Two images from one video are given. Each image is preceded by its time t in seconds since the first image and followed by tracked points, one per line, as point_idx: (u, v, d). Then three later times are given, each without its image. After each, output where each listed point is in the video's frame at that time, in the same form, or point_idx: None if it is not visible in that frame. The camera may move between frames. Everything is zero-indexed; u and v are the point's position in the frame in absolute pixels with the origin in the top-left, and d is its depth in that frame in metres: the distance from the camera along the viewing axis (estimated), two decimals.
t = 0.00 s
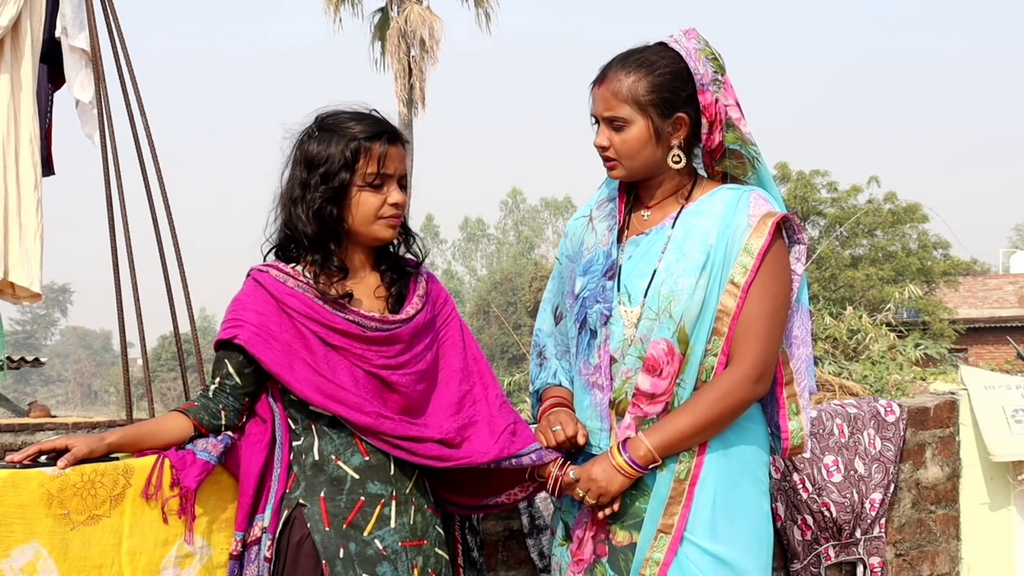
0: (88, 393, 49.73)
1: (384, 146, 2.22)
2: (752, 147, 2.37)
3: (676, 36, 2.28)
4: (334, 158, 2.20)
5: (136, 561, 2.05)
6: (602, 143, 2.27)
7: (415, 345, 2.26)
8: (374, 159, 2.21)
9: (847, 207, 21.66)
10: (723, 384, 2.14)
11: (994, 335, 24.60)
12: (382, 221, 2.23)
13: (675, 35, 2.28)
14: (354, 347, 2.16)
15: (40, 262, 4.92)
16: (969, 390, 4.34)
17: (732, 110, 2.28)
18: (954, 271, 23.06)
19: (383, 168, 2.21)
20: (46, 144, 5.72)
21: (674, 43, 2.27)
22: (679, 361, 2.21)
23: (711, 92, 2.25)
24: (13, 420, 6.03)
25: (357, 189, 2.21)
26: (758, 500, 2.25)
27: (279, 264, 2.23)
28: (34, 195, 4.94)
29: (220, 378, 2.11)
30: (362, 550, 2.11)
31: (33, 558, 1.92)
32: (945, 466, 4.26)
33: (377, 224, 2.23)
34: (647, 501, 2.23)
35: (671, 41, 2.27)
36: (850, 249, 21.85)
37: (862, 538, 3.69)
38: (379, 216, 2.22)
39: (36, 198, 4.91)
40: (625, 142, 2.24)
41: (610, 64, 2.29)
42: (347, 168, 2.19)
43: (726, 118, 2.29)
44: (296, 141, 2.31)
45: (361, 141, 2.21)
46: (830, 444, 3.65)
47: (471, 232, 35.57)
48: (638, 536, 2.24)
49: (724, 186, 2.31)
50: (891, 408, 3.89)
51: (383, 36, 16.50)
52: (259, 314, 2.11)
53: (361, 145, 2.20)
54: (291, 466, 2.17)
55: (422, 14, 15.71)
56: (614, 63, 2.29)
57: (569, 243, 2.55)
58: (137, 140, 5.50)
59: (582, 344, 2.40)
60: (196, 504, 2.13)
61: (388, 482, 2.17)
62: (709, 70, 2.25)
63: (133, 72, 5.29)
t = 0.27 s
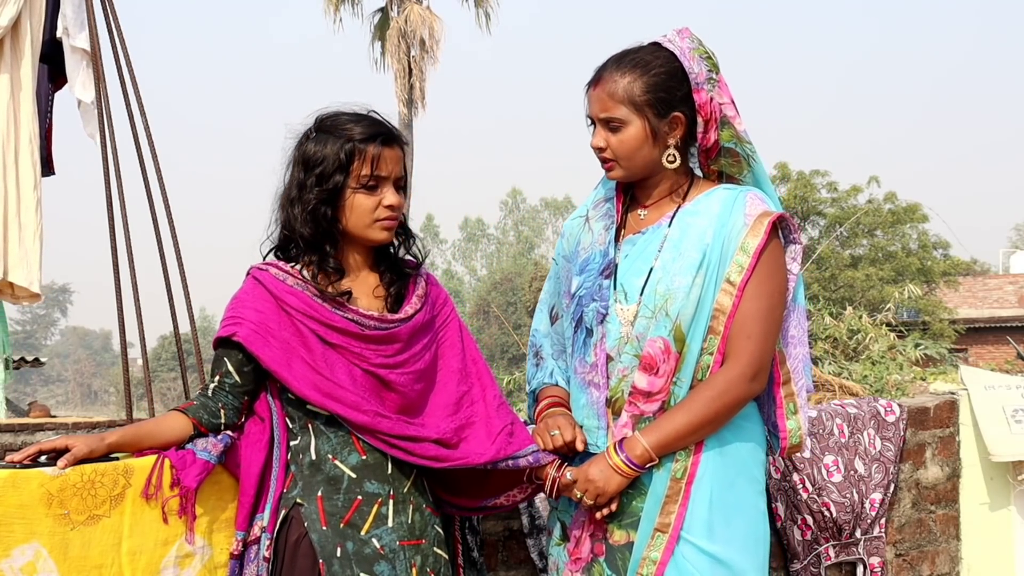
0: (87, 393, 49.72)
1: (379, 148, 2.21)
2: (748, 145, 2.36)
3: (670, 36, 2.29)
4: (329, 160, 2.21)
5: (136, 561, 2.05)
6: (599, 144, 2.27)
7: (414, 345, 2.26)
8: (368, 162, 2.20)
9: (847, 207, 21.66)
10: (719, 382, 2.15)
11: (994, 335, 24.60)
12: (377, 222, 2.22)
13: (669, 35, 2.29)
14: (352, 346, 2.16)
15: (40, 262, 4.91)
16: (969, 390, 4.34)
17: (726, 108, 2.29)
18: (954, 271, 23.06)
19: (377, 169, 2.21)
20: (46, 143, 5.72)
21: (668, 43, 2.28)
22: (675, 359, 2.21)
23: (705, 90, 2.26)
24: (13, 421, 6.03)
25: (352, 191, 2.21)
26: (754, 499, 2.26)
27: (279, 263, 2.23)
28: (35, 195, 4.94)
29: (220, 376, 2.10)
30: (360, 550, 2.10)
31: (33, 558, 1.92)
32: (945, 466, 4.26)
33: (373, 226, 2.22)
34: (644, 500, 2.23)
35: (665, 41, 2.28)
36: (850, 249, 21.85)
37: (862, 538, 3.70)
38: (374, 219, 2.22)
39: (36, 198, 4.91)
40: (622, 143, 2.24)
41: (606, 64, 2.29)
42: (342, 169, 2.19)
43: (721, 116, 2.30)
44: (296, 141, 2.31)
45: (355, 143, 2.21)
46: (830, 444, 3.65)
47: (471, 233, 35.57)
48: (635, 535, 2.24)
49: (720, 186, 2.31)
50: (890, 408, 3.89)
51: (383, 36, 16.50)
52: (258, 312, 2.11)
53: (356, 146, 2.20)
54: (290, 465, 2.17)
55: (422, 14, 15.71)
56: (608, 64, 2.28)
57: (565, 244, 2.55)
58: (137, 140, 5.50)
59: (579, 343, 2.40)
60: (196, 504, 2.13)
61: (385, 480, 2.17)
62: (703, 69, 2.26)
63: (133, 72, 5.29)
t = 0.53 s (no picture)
0: (88, 393, 49.74)
1: (369, 150, 2.21)
2: (744, 146, 2.36)
3: (666, 37, 2.29)
4: (321, 162, 2.22)
5: (136, 561, 2.05)
6: (595, 146, 2.27)
7: (414, 345, 2.26)
8: (359, 163, 2.20)
9: (847, 207, 21.66)
10: (717, 382, 2.15)
11: (994, 335, 24.60)
12: (370, 224, 2.23)
13: (665, 36, 2.29)
14: (352, 345, 2.16)
15: (41, 261, 4.91)
16: (969, 390, 4.34)
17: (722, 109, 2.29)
18: (954, 271, 23.06)
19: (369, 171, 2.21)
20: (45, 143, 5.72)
21: (663, 44, 2.28)
22: (673, 359, 2.21)
23: (701, 91, 2.26)
24: (14, 420, 6.03)
25: (344, 195, 2.22)
26: (752, 498, 2.26)
27: (279, 263, 2.23)
28: (35, 195, 4.93)
29: (220, 375, 2.10)
30: (359, 549, 2.10)
31: (33, 558, 1.92)
32: (945, 466, 4.26)
33: (366, 228, 2.23)
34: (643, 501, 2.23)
35: (661, 42, 2.28)
36: (850, 249, 21.85)
37: (862, 538, 3.70)
38: (367, 220, 2.22)
39: (36, 198, 4.91)
40: (619, 144, 2.24)
41: (602, 65, 2.29)
42: (334, 172, 2.20)
43: (717, 117, 2.30)
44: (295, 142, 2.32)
45: (347, 145, 2.21)
46: (830, 444, 3.65)
47: (471, 233, 35.57)
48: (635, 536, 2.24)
49: (717, 186, 2.32)
50: (890, 408, 3.89)
51: (383, 36, 16.50)
52: (259, 310, 2.12)
53: (347, 148, 2.20)
54: (289, 465, 2.18)
55: (422, 14, 15.70)
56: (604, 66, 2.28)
57: (561, 244, 2.55)
58: (138, 139, 5.51)
59: (576, 344, 2.40)
60: (196, 504, 2.13)
61: (384, 480, 2.17)
62: (699, 69, 2.26)
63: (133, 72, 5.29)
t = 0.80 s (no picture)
0: (88, 393, 49.75)
1: (360, 153, 2.20)
2: (742, 152, 2.36)
3: (672, 38, 2.29)
4: (315, 163, 2.22)
5: (136, 561, 2.05)
6: (593, 140, 2.26)
7: (414, 345, 2.26)
8: (351, 166, 2.20)
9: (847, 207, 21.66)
10: (718, 381, 2.15)
11: (994, 335, 24.60)
12: (362, 228, 2.21)
13: (671, 37, 2.29)
14: (352, 345, 2.16)
15: (42, 261, 4.91)
16: (969, 390, 4.34)
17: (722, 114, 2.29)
18: (954, 271, 23.06)
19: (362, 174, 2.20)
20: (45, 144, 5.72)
21: (667, 46, 2.28)
22: (673, 358, 2.21)
23: (702, 95, 2.26)
24: (14, 421, 6.04)
25: (337, 198, 2.22)
26: (750, 498, 2.26)
27: (280, 262, 2.23)
28: (35, 195, 4.93)
29: (220, 375, 2.11)
30: (359, 549, 2.10)
31: (33, 558, 1.92)
32: (945, 466, 4.26)
33: (359, 232, 2.22)
34: (644, 500, 2.23)
35: (665, 43, 2.29)
36: (850, 249, 21.85)
37: (862, 538, 3.70)
38: (361, 224, 2.21)
39: (37, 199, 4.91)
40: (616, 140, 2.23)
41: (605, 62, 2.29)
42: (326, 174, 2.21)
43: (716, 121, 2.29)
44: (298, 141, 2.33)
45: (340, 147, 2.21)
46: (830, 444, 3.65)
47: (471, 233, 35.58)
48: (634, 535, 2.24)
49: (713, 185, 2.32)
50: (891, 408, 3.89)
51: (383, 36, 16.51)
52: (259, 310, 2.12)
53: (339, 151, 2.20)
54: (289, 465, 2.18)
55: (422, 14, 15.71)
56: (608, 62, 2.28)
57: (554, 240, 2.53)
58: (139, 140, 5.51)
59: (574, 343, 2.41)
60: (196, 504, 2.13)
61: (384, 480, 2.17)
62: (701, 74, 2.26)
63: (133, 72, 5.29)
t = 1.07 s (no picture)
0: (88, 393, 49.77)
1: (348, 155, 2.19)
2: (734, 150, 2.38)
3: (659, 40, 2.30)
4: (308, 165, 2.22)
5: (136, 561, 2.05)
6: (593, 147, 2.24)
7: (414, 346, 2.27)
8: (340, 169, 2.20)
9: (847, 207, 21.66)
10: (722, 380, 2.16)
11: (994, 335, 24.60)
12: (355, 230, 2.22)
13: (658, 39, 2.30)
14: (352, 346, 2.16)
15: (41, 261, 4.91)
16: (969, 390, 4.34)
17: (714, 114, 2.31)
18: (954, 271, 23.07)
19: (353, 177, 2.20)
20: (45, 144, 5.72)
21: (657, 48, 2.29)
22: (678, 359, 2.21)
23: (695, 95, 2.28)
24: (13, 421, 6.03)
25: (329, 201, 2.22)
26: (752, 497, 2.27)
27: (279, 263, 2.23)
28: (35, 195, 4.93)
29: (220, 375, 2.10)
30: (358, 549, 2.10)
31: (33, 558, 1.92)
32: (945, 466, 4.26)
33: (353, 234, 2.22)
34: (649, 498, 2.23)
35: (654, 46, 2.30)
36: (850, 249, 21.86)
37: (862, 538, 3.70)
38: (353, 226, 2.21)
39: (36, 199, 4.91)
40: (618, 146, 2.23)
41: (600, 67, 2.28)
42: (318, 177, 2.21)
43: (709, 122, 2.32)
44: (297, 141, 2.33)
45: (331, 150, 2.21)
46: (830, 444, 3.65)
47: (471, 233, 35.58)
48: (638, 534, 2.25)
49: (708, 186, 2.33)
50: (890, 408, 3.90)
51: (383, 36, 16.50)
52: (258, 311, 2.12)
53: (329, 154, 2.20)
54: (289, 465, 2.18)
55: (422, 13, 15.70)
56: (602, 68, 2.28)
57: (548, 246, 2.50)
58: (138, 140, 5.51)
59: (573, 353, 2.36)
60: (196, 504, 2.13)
61: (384, 480, 2.17)
62: (692, 74, 2.29)
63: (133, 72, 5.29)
